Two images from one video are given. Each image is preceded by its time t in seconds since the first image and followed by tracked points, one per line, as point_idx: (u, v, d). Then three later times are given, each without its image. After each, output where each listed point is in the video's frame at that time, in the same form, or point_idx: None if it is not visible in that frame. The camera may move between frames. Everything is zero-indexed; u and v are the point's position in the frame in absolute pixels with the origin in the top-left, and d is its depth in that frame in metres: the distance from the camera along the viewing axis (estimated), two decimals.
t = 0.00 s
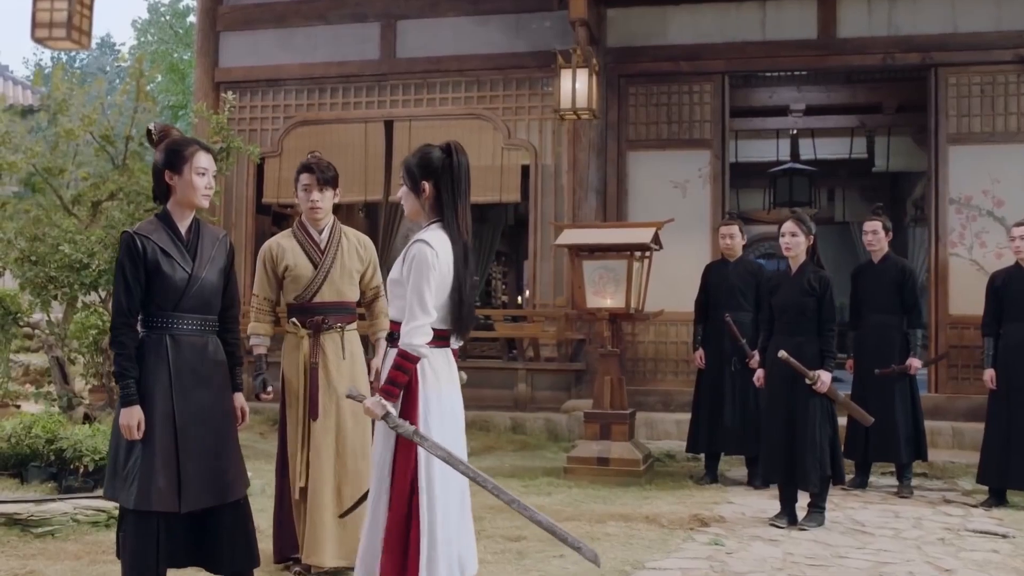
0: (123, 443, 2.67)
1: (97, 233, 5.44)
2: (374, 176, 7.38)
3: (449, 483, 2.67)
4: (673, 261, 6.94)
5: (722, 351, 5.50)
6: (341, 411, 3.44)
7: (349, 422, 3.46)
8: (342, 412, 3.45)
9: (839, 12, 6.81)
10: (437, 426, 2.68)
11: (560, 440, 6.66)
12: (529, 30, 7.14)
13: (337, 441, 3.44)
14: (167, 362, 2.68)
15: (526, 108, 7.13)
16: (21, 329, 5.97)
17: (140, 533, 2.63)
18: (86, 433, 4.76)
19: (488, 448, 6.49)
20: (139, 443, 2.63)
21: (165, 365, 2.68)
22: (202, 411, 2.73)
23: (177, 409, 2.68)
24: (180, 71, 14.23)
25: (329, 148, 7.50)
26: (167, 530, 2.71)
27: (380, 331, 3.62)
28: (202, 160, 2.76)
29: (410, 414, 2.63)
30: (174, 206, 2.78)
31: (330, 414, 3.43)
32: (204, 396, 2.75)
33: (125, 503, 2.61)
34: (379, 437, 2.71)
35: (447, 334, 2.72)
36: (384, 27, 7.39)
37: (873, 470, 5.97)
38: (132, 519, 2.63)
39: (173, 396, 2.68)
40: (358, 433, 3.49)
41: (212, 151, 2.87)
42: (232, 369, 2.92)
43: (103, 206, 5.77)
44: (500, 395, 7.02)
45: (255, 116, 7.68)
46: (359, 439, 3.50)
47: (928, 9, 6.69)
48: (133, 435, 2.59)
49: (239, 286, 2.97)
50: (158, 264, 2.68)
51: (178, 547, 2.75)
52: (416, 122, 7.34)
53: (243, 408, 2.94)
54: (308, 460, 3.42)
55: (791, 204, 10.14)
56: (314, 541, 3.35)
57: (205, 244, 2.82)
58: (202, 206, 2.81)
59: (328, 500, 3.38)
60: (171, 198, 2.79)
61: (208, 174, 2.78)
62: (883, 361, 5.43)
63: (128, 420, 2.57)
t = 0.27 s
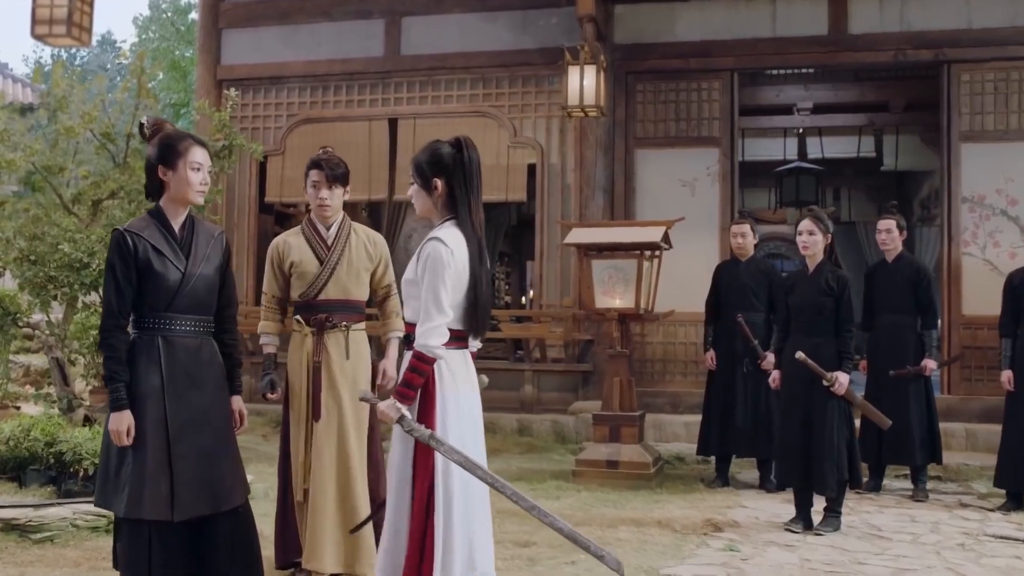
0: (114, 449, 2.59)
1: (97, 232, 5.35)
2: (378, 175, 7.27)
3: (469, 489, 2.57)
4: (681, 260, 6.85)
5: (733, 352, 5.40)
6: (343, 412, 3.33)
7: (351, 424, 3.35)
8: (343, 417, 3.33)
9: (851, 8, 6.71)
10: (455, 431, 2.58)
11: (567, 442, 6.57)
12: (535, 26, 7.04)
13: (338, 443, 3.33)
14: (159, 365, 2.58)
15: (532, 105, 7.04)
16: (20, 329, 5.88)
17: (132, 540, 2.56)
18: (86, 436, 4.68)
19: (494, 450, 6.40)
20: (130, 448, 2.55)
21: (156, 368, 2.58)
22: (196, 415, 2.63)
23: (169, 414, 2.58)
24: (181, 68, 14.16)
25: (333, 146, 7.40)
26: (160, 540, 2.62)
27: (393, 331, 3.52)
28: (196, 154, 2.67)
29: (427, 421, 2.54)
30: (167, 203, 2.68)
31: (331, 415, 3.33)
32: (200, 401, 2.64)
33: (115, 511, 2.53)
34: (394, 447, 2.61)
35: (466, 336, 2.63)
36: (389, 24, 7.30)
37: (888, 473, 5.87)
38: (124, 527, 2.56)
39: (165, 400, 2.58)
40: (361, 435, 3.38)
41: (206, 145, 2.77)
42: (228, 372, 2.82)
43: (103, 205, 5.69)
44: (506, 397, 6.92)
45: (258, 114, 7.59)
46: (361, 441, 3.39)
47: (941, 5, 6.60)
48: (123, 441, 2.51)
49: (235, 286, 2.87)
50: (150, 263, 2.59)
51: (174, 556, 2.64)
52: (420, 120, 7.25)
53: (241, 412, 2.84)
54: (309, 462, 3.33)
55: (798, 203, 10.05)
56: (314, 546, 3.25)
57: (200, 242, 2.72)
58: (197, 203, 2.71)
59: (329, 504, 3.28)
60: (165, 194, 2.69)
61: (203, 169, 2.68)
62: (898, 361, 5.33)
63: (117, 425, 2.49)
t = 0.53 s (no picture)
0: (102, 456, 2.49)
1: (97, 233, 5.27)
2: (381, 175, 7.17)
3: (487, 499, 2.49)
4: (688, 260, 6.76)
5: (743, 353, 5.32)
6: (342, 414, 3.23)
7: (349, 427, 3.25)
8: (343, 423, 3.23)
9: (860, 5, 6.63)
10: (470, 439, 2.50)
11: (573, 445, 6.48)
12: (540, 24, 6.96)
13: (335, 447, 3.22)
14: (148, 368, 2.50)
15: (537, 104, 6.95)
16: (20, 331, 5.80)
17: (119, 550, 2.46)
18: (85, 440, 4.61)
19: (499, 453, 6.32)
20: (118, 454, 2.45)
21: (146, 370, 2.49)
22: (187, 420, 2.55)
23: (159, 418, 2.49)
24: (182, 67, 14.08)
25: (335, 146, 7.32)
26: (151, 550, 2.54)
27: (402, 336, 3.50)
28: (189, 150, 2.60)
29: (441, 430, 2.46)
30: (158, 199, 2.60)
31: (328, 417, 3.23)
32: (190, 405, 2.57)
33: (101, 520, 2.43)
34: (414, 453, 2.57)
35: (481, 336, 2.57)
36: (392, 22, 7.21)
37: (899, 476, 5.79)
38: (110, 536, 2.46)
39: (154, 404, 2.49)
40: (359, 439, 3.28)
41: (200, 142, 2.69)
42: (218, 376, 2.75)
43: (104, 205, 5.60)
44: (511, 399, 6.83)
45: (260, 113, 7.51)
46: (360, 446, 3.28)
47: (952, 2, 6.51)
48: (110, 446, 2.40)
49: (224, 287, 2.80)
50: (140, 261, 2.51)
51: (166, 564, 2.57)
52: (424, 119, 7.17)
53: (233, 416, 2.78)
54: (305, 465, 3.24)
55: (804, 203, 9.97)
56: (306, 552, 3.16)
57: (191, 241, 2.65)
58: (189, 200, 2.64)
59: (323, 509, 3.19)
60: (156, 190, 2.61)
61: (196, 165, 2.61)
62: (911, 363, 5.24)
63: (104, 430, 2.39)
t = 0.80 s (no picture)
0: (81, 468, 2.37)
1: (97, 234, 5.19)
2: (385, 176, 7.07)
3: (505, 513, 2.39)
4: (697, 262, 6.66)
5: (756, 357, 5.22)
6: (340, 418, 3.12)
7: (346, 432, 3.13)
8: (341, 429, 3.12)
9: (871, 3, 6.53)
10: (489, 444, 2.40)
11: (581, 449, 6.38)
12: (547, 23, 6.87)
13: (331, 452, 3.11)
14: (134, 373, 2.40)
15: (544, 104, 6.86)
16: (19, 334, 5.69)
17: (101, 564, 2.35)
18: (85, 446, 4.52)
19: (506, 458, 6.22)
20: (101, 463, 2.33)
21: (132, 376, 2.40)
22: (173, 427, 2.46)
23: (146, 426, 2.39)
24: (184, 67, 14.00)
25: (339, 146, 7.23)
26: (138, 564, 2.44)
27: (406, 344, 3.41)
28: (182, 146, 2.50)
29: (460, 437, 2.37)
30: (148, 196, 2.51)
31: (325, 421, 3.12)
32: (177, 412, 2.48)
33: (82, 532, 2.32)
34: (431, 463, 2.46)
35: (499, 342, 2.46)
36: (396, 21, 7.12)
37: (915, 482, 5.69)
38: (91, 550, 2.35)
39: (140, 411, 2.39)
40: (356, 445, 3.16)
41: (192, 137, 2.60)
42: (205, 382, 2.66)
43: (105, 206, 5.50)
44: (518, 403, 6.73)
45: (262, 113, 7.42)
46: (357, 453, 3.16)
47: None
48: (94, 454, 2.29)
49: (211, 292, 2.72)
50: (127, 261, 2.42)
51: None
52: (429, 119, 7.07)
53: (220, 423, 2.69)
54: (299, 469, 3.12)
55: (811, 205, 9.87)
56: (296, 560, 3.04)
57: (179, 242, 2.56)
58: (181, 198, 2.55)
59: (316, 515, 3.07)
60: (146, 187, 2.52)
61: (189, 162, 2.52)
62: (928, 366, 5.14)
63: (88, 437, 2.27)
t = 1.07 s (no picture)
0: (73, 475, 2.25)
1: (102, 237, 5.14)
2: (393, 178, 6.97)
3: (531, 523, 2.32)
4: (711, 265, 6.55)
5: (773, 363, 5.11)
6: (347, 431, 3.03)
7: (353, 444, 3.04)
8: (345, 436, 3.03)
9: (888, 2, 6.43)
10: (516, 450, 2.33)
11: (593, 456, 6.27)
12: (558, 23, 6.78)
13: (337, 464, 3.02)
14: (132, 379, 2.31)
15: (555, 105, 6.77)
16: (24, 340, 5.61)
17: None
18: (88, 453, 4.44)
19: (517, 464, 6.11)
20: (97, 472, 2.24)
21: (130, 381, 2.30)
22: (173, 435, 2.36)
23: (144, 434, 2.30)
24: (190, 69, 13.95)
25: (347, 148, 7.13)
26: None
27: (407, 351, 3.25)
28: (184, 142, 2.41)
29: (487, 445, 2.29)
30: (149, 194, 2.42)
31: (332, 433, 3.03)
32: (178, 420, 2.38)
33: (75, 544, 2.21)
34: (449, 476, 2.35)
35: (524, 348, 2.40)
36: (405, 21, 7.04)
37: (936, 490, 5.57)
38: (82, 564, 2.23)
39: (138, 419, 2.30)
40: (363, 458, 3.06)
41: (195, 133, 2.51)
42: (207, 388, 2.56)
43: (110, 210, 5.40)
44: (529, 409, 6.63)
45: (269, 115, 7.34)
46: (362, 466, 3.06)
47: None
48: (91, 462, 2.20)
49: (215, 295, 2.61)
50: (127, 260, 2.32)
51: None
52: (438, 121, 6.97)
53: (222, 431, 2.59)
54: (303, 482, 3.02)
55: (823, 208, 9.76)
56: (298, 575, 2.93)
57: (182, 242, 2.47)
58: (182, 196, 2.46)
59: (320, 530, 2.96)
60: (146, 184, 2.43)
61: (191, 159, 2.43)
62: (950, 371, 5.03)
63: (84, 444, 2.18)
